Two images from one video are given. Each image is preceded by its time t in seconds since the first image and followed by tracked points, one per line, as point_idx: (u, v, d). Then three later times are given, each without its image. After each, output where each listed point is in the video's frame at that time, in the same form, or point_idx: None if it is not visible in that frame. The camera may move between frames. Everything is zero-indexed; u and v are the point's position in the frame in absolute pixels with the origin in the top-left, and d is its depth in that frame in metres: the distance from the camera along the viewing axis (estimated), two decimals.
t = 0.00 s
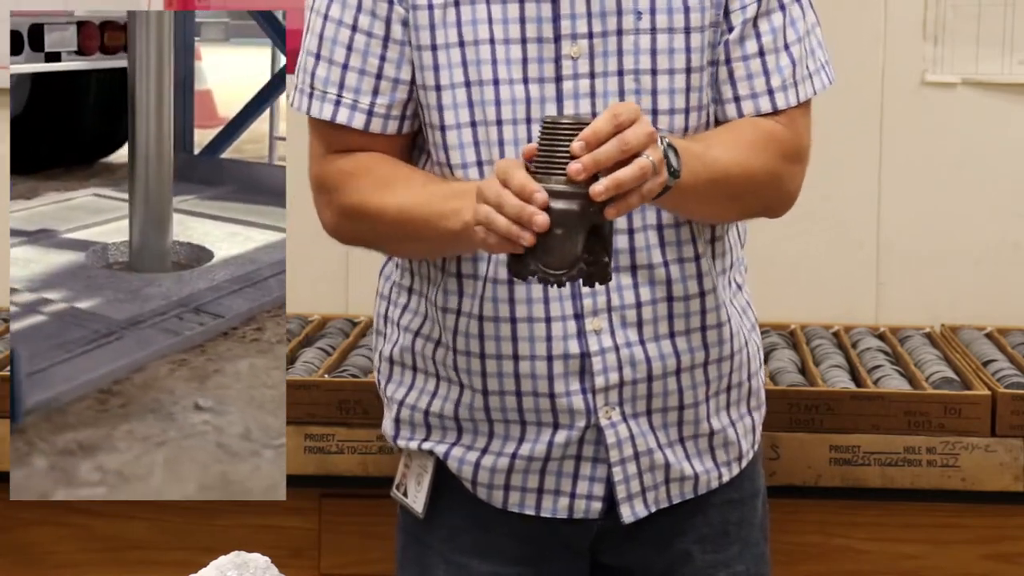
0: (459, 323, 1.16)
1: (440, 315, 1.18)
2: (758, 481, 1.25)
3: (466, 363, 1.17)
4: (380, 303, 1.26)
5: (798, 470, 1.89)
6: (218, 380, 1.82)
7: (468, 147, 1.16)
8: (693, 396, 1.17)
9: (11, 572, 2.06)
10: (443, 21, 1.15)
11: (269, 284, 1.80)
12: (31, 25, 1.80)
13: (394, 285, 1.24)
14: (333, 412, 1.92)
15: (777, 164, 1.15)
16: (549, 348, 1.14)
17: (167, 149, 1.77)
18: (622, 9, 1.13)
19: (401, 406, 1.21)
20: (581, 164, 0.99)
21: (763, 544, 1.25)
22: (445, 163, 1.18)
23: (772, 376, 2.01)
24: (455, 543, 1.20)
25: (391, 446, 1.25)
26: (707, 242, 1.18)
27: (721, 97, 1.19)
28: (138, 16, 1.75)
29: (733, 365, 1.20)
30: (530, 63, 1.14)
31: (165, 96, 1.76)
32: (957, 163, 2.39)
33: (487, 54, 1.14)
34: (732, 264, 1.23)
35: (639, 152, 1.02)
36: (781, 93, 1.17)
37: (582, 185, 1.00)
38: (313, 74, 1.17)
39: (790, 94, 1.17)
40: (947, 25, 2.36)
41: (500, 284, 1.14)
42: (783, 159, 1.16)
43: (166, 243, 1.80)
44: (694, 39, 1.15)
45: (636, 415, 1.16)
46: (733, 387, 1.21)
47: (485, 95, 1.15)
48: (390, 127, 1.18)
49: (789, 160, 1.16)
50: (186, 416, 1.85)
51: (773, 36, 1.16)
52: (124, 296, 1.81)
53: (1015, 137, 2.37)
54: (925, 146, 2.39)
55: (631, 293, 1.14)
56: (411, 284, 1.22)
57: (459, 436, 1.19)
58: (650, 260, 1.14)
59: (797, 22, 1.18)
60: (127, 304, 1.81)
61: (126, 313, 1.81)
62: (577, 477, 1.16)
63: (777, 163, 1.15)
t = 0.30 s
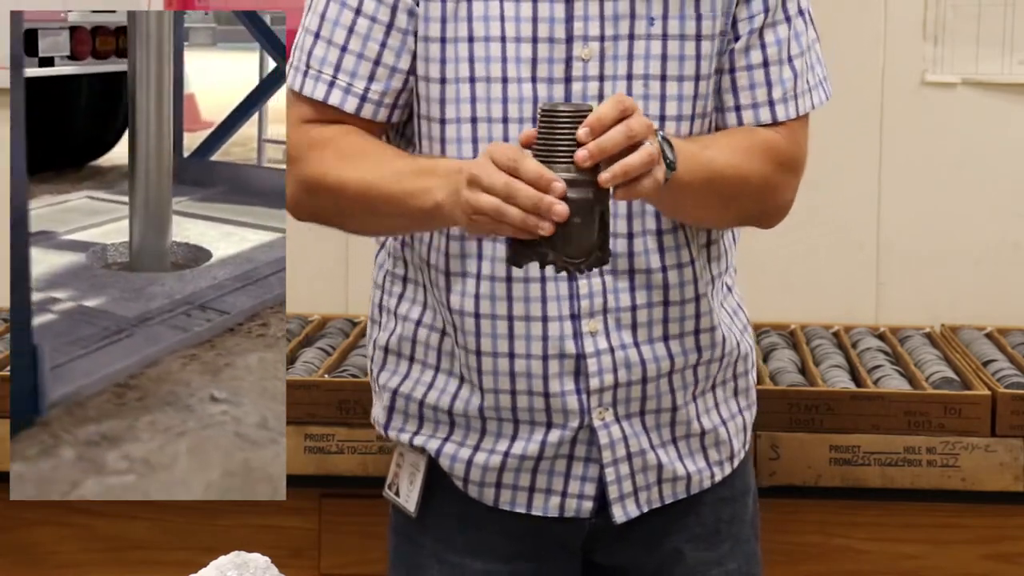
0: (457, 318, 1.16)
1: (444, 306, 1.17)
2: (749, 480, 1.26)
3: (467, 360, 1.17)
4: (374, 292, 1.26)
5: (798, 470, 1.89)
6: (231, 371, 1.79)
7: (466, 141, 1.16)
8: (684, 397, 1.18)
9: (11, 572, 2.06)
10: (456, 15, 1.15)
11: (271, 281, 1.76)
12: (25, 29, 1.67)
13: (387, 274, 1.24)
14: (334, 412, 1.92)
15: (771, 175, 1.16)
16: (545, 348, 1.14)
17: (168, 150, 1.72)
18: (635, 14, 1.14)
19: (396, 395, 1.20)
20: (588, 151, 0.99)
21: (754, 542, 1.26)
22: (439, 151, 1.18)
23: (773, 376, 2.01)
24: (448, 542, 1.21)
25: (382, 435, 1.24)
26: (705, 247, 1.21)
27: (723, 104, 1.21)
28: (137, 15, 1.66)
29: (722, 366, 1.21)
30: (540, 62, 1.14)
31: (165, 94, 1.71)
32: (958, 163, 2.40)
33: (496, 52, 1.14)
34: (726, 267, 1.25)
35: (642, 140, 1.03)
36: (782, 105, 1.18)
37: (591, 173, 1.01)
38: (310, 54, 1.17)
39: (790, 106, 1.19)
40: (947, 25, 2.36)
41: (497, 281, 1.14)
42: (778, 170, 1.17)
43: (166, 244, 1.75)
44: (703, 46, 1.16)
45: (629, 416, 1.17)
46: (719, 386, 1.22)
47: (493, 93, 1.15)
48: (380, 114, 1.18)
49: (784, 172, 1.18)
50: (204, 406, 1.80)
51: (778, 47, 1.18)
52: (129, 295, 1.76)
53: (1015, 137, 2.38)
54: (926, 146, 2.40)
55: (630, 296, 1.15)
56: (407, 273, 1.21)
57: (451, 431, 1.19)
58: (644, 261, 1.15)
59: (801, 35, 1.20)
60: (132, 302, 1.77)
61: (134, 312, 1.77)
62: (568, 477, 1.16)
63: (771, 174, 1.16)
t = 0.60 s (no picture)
0: (458, 318, 1.16)
1: (445, 298, 1.16)
2: (740, 478, 1.28)
3: (469, 360, 1.16)
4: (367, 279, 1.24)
5: (798, 470, 1.86)
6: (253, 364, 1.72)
7: (473, 147, 1.15)
8: (674, 400, 1.20)
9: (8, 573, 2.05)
10: (474, 18, 1.14)
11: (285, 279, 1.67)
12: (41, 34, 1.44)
13: (382, 261, 1.22)
14: (334, 412, 1.89)
15: (765, 179, 1.19)
16: (543, 354, 1.15)
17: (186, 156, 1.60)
18: (649, 28, 1.16)
19: (390, 387, 1.19)
20: (574, 133, 0.99)
21: (746, 539, 1.29)
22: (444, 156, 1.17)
23: (773, 376, 2.01)
24: (440, 539, 1.21)
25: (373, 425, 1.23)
26: (700, 249, 1.22)
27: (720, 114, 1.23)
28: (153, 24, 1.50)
29: (711, 370, 1.23)
30: (555, 70, 1.14)
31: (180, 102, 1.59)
32: (957, 163, 2.43)
33: (514, 58, 1.14)
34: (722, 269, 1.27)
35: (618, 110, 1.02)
36: (779, 119, 1.21)
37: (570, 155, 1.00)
38: (305, 32, 1.16)
39: (787, 122, 1.21)
40: (947, 25, 2.37)
41: (498, 286, 1.14)
42: (774, 177, 1.20)
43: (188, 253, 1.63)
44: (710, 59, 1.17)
45: (622, 423, 1.18)
46: (708, 387, 1.24)
47: (505, 98, 1.14)
48: (365, 105, 1.17)
49: (774, 177, 1.20)
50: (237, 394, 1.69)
51: (778, 62, 1.20)
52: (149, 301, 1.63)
53: (1015, 137, 2.40)
54: (929, 145, 2.42)
55: (633, 307, 1.16)
56: (403, 262, 1.20)
57: (443, 426, 1.18)
58: (658, 265, 1.17)
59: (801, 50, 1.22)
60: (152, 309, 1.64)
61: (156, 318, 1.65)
62: (559, 480, 1.18)
63: (765, 177, 1.19)
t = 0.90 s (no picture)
0: (471, 328, 1.16)
1: (459, 307, 1.16)
2: (738, 475, 1.29)
3: (485, 372, 1.16)
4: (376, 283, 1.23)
5: (798, 470, 1.86)
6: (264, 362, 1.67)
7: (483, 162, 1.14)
8: (678, 403, 1.21)
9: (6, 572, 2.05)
10: (483, 32, 1.13)
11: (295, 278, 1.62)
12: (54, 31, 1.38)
13: (394, 267, 1.21)
14: (334, 412, 1.87)
15: (768, 180, 1.20)
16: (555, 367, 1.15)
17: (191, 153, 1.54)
18: (654, 39, 1.15)
19: (400, 393, 1.18)
20: (579, 142, 0.98)
21: (745, 536, 1.29)
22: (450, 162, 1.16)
23: (773, 377, 2.01)
24: (443, 539, 1.20)
25: (379, 431, 1.21)
26: (704, 246, 1.23)
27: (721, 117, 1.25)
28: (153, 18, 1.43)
29: (711, 371, 1.24)
30: (561, 84, 1.13)
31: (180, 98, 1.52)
32: (957, 163, 2.43)
33: (521, 74, 1.13)
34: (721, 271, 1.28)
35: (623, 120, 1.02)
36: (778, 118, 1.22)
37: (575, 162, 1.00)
38: (300, 37, 1.12)
39: (786, 122, 1.23)
40: (947, 25, 2.37)
41: (512, 298, 1.14)
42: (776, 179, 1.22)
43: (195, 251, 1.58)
44: (713, 69, 1.16)
45: (629, 430, 1.19)
46: (708, 388, 1.25)
47: (516, 114, 1.13)
48: (354, 116, 1.15)
49: (779, 176, 1.22)
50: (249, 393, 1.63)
51: (778, 63, 1.20)
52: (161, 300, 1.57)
53: (1015, 137, 2.40)
54: (925, 146, 2.43)
55: (645, 320, 1.16)
56: (419, 270, 1.19)
57: (453, 434, 1.17)
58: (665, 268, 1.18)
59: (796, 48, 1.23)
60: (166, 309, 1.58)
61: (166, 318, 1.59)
62: (567, 488, 1.18)
63: (771, 177, 1.21)
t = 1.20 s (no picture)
0: (473, 333, 1.16)
1: (460, 313, 1.16)
2: (741, 475, 1.29)
3: (488, 378, 1.16)
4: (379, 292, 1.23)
5: (798, 470, 1.86)
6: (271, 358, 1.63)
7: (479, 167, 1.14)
8: (684, 402, 1.21)
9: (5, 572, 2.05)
10: (475, 37, 1.12)
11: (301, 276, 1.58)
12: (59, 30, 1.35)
13: (398, 275, 1.21)
14: (334, 412, 1.86)
15: (773, 166, 1.21)
16: (559, 368, 1.15)
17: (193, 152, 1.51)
18: (646, 36, 1.15)
19: (405, 401, 1.18)
20: (584, 137, 1.00)
21: (747, 536, 1.29)
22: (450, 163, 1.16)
23: (773, 376, 2.01)
24: (448, 541, 1.20)
25: (384, 438, 1.22)
26: (705, 245, 1.23)
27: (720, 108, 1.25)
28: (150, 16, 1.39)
29: (714, 370, 1.24)
30: (555, 86, 1.13)
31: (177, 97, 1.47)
32: (957, 163, 2.43)
33: (514, 77, 1.12)
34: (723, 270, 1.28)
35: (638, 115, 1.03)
36: (778, 107, 1.22)
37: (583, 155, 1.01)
38: (289, 46, 1.12)
39: (786, 109, 1.23)
40: (947, 25, 2.37)
41: (513, 303, 1.14)
42: (780, 164, 1.23)
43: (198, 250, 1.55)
44: (709, 64, 1.17)
45: (635, 431, 1.19)
46: (712, 388, 1.25)
47: (512, 118, 1.13)
48: (343, 123, 1.14)
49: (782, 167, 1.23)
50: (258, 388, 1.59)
51: (772, 54, 1.20)
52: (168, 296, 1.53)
53: (1015, 137, 2.40)
54: (925, 146, 2.43)
55: (642, 317, 1.16)
56: (421, 277, 1.19)
57: (459, 439, 1.18)
58: (664, 267, 1.18)
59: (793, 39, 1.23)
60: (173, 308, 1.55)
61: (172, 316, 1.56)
62: (574, 489, 1.18)
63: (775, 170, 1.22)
